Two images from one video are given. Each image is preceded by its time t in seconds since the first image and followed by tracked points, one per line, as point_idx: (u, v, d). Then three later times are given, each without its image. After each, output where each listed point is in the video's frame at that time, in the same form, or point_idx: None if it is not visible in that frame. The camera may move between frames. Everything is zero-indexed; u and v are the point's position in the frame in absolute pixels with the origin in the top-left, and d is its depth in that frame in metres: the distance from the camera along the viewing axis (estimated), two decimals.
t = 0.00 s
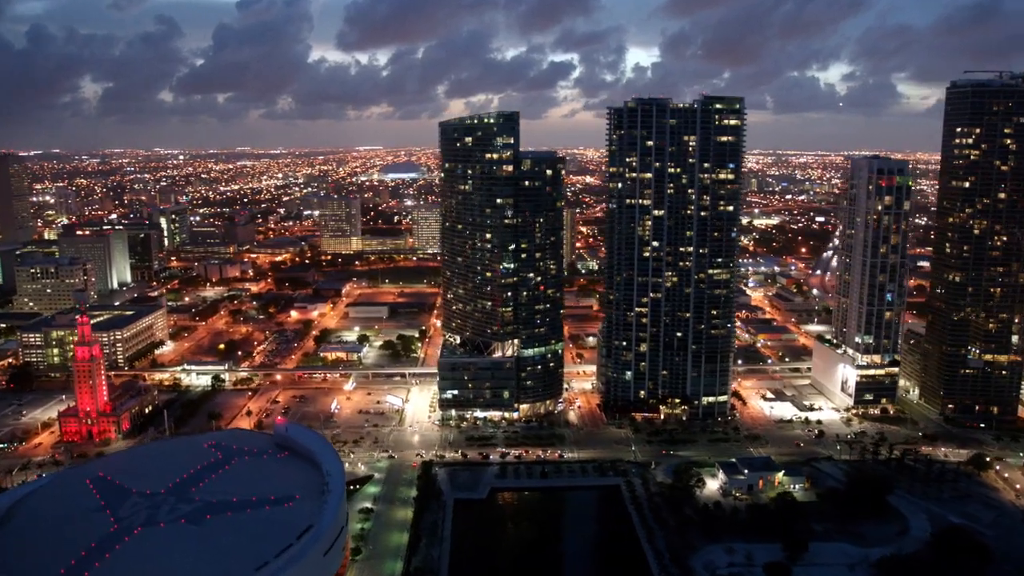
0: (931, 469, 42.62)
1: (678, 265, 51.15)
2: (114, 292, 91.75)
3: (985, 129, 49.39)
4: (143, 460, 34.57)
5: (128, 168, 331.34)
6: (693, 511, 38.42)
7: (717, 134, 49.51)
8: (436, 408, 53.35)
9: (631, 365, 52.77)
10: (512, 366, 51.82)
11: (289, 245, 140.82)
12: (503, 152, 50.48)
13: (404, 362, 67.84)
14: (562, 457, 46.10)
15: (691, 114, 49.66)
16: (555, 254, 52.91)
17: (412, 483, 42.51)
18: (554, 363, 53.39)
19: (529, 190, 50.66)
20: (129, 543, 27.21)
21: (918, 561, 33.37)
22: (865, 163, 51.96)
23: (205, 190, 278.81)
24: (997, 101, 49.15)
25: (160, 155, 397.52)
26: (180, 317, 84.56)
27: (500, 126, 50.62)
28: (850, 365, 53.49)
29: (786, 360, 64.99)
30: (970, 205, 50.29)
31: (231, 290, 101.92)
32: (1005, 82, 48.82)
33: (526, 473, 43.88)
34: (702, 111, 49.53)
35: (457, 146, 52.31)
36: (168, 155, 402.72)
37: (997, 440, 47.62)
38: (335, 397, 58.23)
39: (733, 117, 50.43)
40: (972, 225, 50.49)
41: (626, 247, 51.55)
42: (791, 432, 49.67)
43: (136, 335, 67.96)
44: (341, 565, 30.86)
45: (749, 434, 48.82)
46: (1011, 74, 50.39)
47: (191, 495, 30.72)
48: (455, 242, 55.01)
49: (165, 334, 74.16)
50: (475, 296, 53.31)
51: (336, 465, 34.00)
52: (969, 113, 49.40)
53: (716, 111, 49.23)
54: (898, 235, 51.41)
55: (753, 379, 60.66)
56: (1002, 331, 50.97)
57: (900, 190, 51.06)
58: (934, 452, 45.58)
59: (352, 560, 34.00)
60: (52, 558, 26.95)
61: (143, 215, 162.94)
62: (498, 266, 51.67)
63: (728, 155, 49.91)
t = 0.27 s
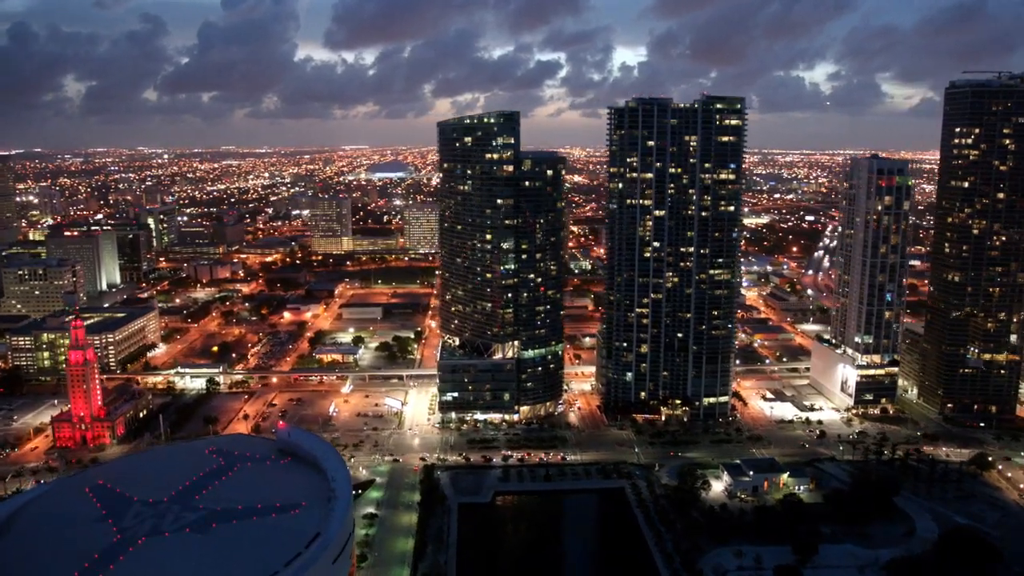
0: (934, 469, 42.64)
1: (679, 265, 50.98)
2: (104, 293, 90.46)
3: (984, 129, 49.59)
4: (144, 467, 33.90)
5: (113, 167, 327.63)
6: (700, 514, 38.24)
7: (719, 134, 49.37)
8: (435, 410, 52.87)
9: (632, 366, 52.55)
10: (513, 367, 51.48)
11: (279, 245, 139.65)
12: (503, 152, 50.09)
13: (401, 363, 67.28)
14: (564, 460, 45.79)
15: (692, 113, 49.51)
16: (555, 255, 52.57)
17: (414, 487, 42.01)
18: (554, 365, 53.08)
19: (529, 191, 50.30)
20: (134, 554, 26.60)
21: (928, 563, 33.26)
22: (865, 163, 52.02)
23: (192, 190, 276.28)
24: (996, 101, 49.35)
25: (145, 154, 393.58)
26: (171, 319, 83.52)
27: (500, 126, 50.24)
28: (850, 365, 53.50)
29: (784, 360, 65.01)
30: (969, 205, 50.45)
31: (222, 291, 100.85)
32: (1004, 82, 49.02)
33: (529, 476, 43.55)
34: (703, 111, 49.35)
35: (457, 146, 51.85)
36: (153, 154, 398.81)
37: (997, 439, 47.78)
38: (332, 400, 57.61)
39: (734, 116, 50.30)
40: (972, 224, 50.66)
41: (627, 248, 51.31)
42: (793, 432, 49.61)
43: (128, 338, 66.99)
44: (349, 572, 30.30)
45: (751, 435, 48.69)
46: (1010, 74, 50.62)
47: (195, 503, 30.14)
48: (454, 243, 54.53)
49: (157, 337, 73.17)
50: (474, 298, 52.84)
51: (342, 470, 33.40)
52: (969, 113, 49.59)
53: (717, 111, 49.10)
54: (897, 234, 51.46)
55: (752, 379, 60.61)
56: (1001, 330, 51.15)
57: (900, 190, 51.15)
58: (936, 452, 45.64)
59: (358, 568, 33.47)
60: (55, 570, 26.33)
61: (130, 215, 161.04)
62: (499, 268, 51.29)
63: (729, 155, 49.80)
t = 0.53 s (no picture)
0: (934, 469, 42.82)
1: (678, 266, 50.85)
2: (87, 296, 88.80)
3: (979, 129, 49.98)
4: (140, 476, 33.04)
5: (90, 166, 322.47)
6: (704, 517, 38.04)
7: (717, 134, 49.30)
8: (432, 413, 52.33)
9: (630, 367, 52.34)
10: (511, 369, 51.10)
11: (264, 245, 138.12)
12: (501, 152, 49.67)
13: (394, 365, 66.61)
14: (565, 463, 45.47)
15: (691, 113, 49.41)
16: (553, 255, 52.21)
17: (415, 492, 41.46)
18: (552, 366, 52.75)
19: (527, 191, 49.97)
20: (137, 567, 25.89)
21: (934, 563, 33.32)
22: (861, 163, 52.20)
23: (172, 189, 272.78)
24: (991, 101, 49.73)
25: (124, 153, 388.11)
26: (157, 321, 82.17)
27: (498, 126, 49.81)
28: (846, 364, 53.66)
29: (778, 360, 65.13)
30: (964, 205, 50.79)
31: (208, 292, 99.46)
32: (998, 83, 49.42)
33: (530, 479, 43.17)
34: (701, 111, 49.29)
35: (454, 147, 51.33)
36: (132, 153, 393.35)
37: (993, 437, 48.14)
38: (326, 403, 56.86)
39: (732, 117, 50.26)
40: (966, 224, 51.01)
41: (625, 248, 51.09)
42: (792, 432, 49.65)
43: (116, 341, 65.74)
44: None
45: (751, 435, 48.65)
46: (1004, 75, 51.03)
47: (197, 513, 29.43)
48: (450, 244, 54.01)
49: (144, 340, 71.90)
50: (470, 299, 52.33)
51: (346, 477, 32.82)
52: (964, 113, 49.95)
53: (716, 111, 49.04)
54: (893, 234, 51.67)
55: (748, 379, 60.65)
56: (995, 329, 51.53)
57: (896, 190, 51.37)
58: (934, 451, 45.86)
59: None
60: None
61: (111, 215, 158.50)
62: (496, 269, 50.85)
63: (727, 155, 49.74)
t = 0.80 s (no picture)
0: (934, 467, 42.98)
1: (677, 266, 50.73)
2: (74, 298, 87.37)
3: (975, 129, 50.26)
4: (139, 483, 32.33)
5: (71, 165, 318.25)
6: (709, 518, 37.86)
7: (716, 134, 49.21)
8: (430, 416, 51.90)
9: (629, 368, 52.18)
10: (510, 371, 50.81)
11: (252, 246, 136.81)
12: (499, 152, 49.32)
13: (389, 367, 66.07)
14: (566, 464, 45.21)
15: (690, 113, 49.30)
16: (551, 256, 51.91)
17: (417, 496, 41.02)
18: (550, 367, 52.49)
19: (526, 191, 49.64)
20: None
21: (939, 562, 33.38)
22: (858, 163, 52.34)
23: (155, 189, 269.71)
24: (987, 101, 50.01)
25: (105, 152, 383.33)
26: (146, 324, 81.03)
27: (496, 126, 49.44)
28: (843, 363, 53.83)
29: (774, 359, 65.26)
30: (961, 204, 51.04)
31: (197, 294, 98.28)
32: (994, 83, 49.70)
33: (532, 481, 42.86)
34: (700, 111, 49.17)
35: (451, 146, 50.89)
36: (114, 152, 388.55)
37: (990, 435, 48.44)
38: (321, 406, 56.26)
39: (731, 116, 50.20)
40: (963, 223, 51.27)
41: (624, 248, 50.90)
42: (791, 431, 49.71)
43: (105, 344, 64.66)
44: None
45: (751, 436, 48.64)
46: (999, 74, 51.33)
47: (201, 522, 28.85)
48: (448, 245, 53.54)
49: (134, 343, 70.83)
50: (468, 300, 51.94)
51: (350, 482, 32.34)
52: (961, 112, 50.21)
53: (715, 111, 48.96)
54: (891, 234, 51.82)
55: (744, 379, 60.70)
56: (991, 328, 51.85)
57: (893, 190, 51.53)
58: (933, 449, 46.07)
59: None
60: None
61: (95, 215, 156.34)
62: (495, 269, 50.51)
63: (726, 155, 49.66)
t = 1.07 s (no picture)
0: (936, 467, 43.12)
1: (678, 266, 50.62)
2: (64, 300, 86.14)
3: (974, 128, 50.50)
4: (142, 490, 31.74)
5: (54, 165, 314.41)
6: (717, 520, 37.73)
7: (718, 134, 49.12)
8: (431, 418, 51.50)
9: (630, 369, 52.02)
10: (511, 372, 50.52)
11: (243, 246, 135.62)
12: (500, 152, 48.99)
13: (386, 369, 65.56)
14: (570, 466, 44.97)
15: (691, 112, 49.19)
16: (552, 256, 51.62)
17: (421, 500, 40.61)
18: (552, 368, 52.25)
19: (527, 191, 49.36)
20: None
21: (948, 561, 33.43)
22: (858, 163, 52.43)
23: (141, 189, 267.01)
24: (986, 101, 50.26)
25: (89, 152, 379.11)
26: (138, 326, 80.04)
27: (497, 125, 49.10)
28: (843, 363, 53.92)
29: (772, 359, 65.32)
30: (960, 204, 51.24)
31: (189, 295, 97.25)
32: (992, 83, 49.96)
33: (536, 484, 42.60)
34: (701, 110, 49.05)
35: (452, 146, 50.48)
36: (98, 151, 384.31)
37: (991, 434, 48.67)
38: (319, 408, 55.73)
39: (732, 116, 50.13)
40: (962, 223, 51.47)
41: (625, 249, 50.71)
42: (793, 432, 49.71)
43: (98, 347, 63.73)
44: None
45: (753, 436, 48.59)
46: (997, 74, 51.59)
47: (208, 529, 28.39)
48: (447, 246, 53.11)
49: (127, 346, 69.88)
50: (469, 301, 51.59)
51: (358, 488, 31.98)
52: (960, 112, 50.45)
53: (716, 111, 48.88)
54: (890, 234, 51.93)
55: (744, 379, 60.71)
56: (990, 326, 52.11)
57: (892, 190, 51.65)
58: (934, 448, 46.23)
59: None
60: None
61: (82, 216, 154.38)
62: (495, 271, 50.19)
63: (728, 155, 49.57)
